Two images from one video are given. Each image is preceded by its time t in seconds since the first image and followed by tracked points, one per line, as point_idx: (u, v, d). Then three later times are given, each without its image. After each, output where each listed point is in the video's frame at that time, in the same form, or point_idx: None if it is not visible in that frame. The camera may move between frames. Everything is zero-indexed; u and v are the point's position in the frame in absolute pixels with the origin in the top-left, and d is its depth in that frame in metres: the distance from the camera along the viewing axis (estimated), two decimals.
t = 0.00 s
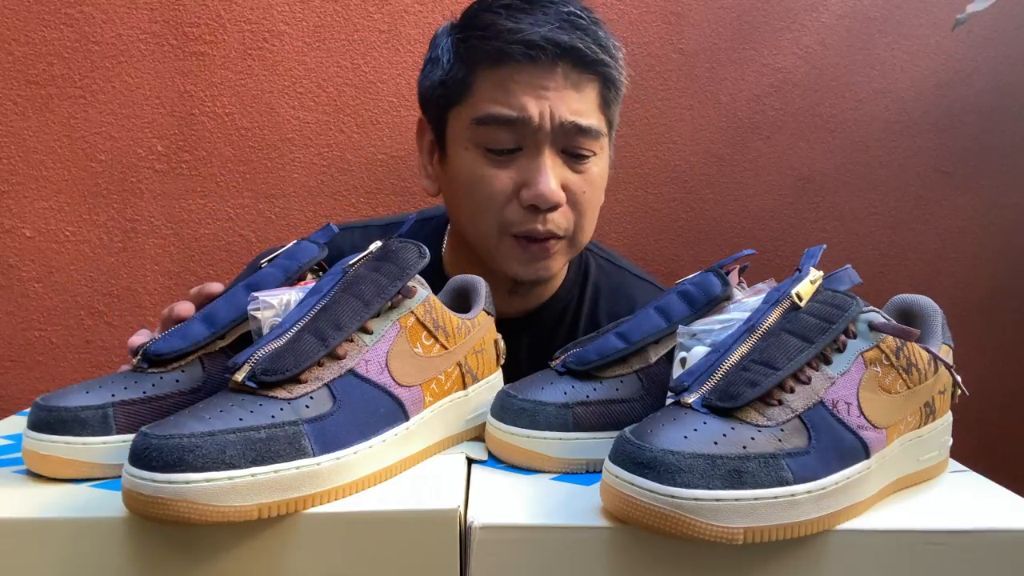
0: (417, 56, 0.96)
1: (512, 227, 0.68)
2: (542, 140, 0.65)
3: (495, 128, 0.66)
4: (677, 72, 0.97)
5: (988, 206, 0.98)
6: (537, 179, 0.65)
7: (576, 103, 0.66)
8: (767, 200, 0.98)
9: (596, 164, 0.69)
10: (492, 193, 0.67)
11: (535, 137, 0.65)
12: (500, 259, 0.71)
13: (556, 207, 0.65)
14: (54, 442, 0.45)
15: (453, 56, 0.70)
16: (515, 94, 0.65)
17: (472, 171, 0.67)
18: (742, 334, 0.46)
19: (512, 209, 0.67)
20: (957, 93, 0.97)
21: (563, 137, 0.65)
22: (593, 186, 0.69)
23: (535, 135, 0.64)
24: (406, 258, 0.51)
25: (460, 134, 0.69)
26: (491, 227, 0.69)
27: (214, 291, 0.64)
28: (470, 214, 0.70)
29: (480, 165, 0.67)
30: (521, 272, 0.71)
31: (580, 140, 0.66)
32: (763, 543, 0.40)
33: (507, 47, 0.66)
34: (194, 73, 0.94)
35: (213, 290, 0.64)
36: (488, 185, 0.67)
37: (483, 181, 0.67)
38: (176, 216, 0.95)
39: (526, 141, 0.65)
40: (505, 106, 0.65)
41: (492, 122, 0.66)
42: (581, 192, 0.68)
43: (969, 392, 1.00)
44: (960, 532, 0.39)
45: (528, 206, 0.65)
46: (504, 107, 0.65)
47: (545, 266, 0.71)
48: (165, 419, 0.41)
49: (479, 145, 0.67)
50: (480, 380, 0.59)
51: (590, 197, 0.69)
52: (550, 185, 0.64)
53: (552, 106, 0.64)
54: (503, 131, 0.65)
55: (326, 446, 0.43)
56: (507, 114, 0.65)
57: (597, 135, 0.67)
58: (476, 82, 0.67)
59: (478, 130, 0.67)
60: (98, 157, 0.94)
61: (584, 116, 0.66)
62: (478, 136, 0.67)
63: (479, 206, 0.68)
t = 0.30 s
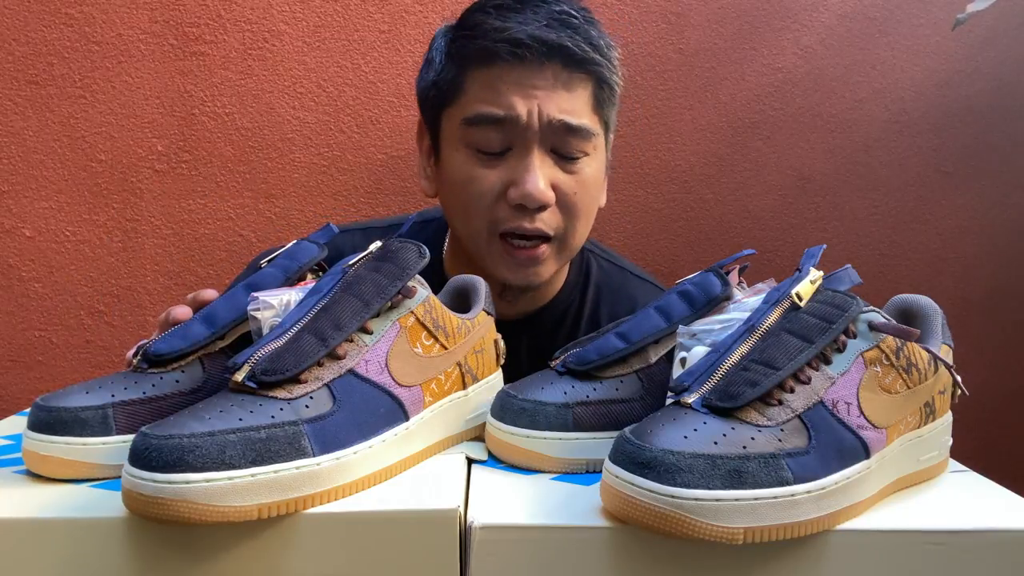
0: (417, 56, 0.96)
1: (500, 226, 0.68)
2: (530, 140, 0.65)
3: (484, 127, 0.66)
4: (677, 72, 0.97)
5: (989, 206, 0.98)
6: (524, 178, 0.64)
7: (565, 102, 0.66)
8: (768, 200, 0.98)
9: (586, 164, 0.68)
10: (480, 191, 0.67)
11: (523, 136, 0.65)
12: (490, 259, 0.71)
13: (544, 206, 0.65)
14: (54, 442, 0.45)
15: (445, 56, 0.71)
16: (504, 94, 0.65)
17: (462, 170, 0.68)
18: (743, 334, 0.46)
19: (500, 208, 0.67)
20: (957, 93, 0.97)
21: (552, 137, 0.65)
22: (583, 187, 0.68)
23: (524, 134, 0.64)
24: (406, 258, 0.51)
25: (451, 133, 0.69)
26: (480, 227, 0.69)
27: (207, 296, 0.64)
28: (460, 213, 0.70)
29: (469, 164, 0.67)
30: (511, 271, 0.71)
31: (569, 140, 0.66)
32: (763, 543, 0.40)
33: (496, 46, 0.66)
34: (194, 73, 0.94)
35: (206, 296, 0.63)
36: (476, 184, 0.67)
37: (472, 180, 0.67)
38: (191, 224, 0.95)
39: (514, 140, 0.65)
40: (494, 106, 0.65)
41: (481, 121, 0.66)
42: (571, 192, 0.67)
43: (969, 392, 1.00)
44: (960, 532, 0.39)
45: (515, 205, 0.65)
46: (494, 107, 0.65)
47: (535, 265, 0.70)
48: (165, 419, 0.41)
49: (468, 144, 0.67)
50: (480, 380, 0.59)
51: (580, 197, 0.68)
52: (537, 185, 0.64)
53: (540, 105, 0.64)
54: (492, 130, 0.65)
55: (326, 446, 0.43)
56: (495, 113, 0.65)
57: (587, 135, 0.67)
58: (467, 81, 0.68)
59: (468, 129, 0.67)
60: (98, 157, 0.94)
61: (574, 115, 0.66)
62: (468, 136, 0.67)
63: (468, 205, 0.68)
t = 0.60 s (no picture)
0: (417, 56, 0.96)
1: (483, 216, 0.67)
2: (513, 127, 0.65)
3: (468, 115, 0.66)
4: (677, 72, 0.97)
5: (989, 207, 0.98)
6: (505, 165, 0.64)
7: (550, 92, 0.66)
8: (768, 200, 0.98)
9: (572, 156, 0.68)
10: (464, 180, 0.67)
11: (507, 125, 0.65)
12: (474, 250, 0.70)
13: (525, 194, 0.65)
14: (54, 442, 0.45)
15: (438, 49, 0.73)
16: (490, 83, 0.66)
17: (447, 159, 0.68)
18: (743, 334, 0.46)
19: (482, 197, 0.67)
20: (957, 93, 0.97)
21: (535, 125, 0.65)
22: (568, 178, 0.67)
23: (507, 122, 0.65)
24: (406, 258, 0.51)
25: (441, 124, 0.70)
26: (464, 217, 0.69)
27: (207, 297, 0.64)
28: (445, 202, 0.70)
29: (454, 153, 0.68)
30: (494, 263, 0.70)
31: (553, 129, 0.66)
32: (763, 543, 0.40)
33: (483, 37, 0.67)
34: (194, 73, 0.94)
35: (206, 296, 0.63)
36: (460, 172, 0.67)
37: (456, 168, 0.67)
38: (194, 226, 0.96)
39: (497, 128, 0.65)
40: (479, 95, 0.66)
41: (467, 110, 0.67)
42: (554, 182, 0.67)
43: (970, 392, 1.00)
44: (960, 532, 0.40)
45: (496, 192, 0.65)
46: (478, 95, 0.66)
47: (520, 257, 0.69)
48: (165, 419, 0.41)
49: (455, 133, 0.68)
50: (480, 380, 0.59)
51: (566, 188, 0.67)
52: (516, 171, 0.64)
53: (523, 94, 0.64)
54: (476, 118, 0.66)
55: (326, 446, 0.43)
56: (480, 101, 0.65)
57: (572, 125, 0.67)
58: (455, 71, 0.69)
59: (454, 118, 0.68)
60: (98, 157, 0.94)
61: (558, 104, 0.66)
62: (454, 124, 0.68)
63: (452, 193, 0.68)
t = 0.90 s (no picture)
0: (417, 56, 0.96)
1: (482, 207, 0.67)
2: (512, 118, 0.65)
3: (468, 107, 0.67)
4: (677, 72, 0.97)
5: (989, 207, 0.98)
6: (505, 155, 0.64)
7: (550, 83, 0.66)
8: (768, 200, 0.98)
9: (572, 147, 0.68)
10: (464, 171, 0.67)
11: (506, 115, 0.65)
12: (473, 242, 0.70)
13: (524, 183, 0.64)
14: (54, 442, 0.45)
15: (439, 44, 0.73)
16: (489, 74, 0.66)
17: (447, 151, 0.68)
18: (743, 334, 0.46)
19: (482, 187, 0.66)
20: (957, 93, 0.97)
21: (535, 115, 0.65)
22: (568, 169, 0.67)
23: (506, 112, 0.65)
24: (406, 258, 0.51)
25: (442, 117, 0.71)
26: (464, 209, 0.68)
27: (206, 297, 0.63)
28: (445, 195, 0.70)
29: (454, 145, 0.68)
30: (493, 255, 0.70)
31: (553, 119, 0.66)
32: (763, 543, 0.40)
33: (483, 29, 0.68)
34: (194, 72, 0.94)
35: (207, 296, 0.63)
36: (460, 164, 0.67)
37: (455, 159, 0.67)
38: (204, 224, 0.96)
39: (497, 118, 0.65)
40: (479, 86, 0.66)
41: (467, 102, 0.67)
42: (554, 173, 0.66)
43: (970, 392, 1.00)
44: (960, 532, 0.39)
45: (496, 182, 0.65)
46: (478, 86, 0.66)
47: (519, 249, 0.69)
48: (165, 420, 0.41)
49: (455, 125, 0.68)
50: (480, 380, 0.59)
51: (565, 179, 0.67)
52: (516, 161, 0.64)
53: (523, 84, 0.65)
54: (475, 109, 0.66)
55: (326, 446, 0.43)
56: (479, 92, 0.66)
57: (572, 116, 0.67)
58: (456, 65, 0.69)
59: (454, 110, 0.68)
60: (99, 157, 0.94)
61: (558, 95, 0.66)
62: (453, 116, 0.68)
63: (452, 185, 0.68)
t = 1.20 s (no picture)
0: (418, 56, 0.96)
1: (492, 208, 0.67)
2: (524, 121, 0.65)
3: (479, 108, 0.67)
4: (677, 72, 0.97)
5: (989, 207, 0.98)
6: (515, 157, 0.64)
7: (561, 86, 0.66)
8: (767, 200, 0.98)
9: (582, 150, 0.67)
10: (474, 172, 0.67)
11: (517, 117, 0.65)
12: (482, 244, 0.70)
13: (535, 186, 0.64)
14: (54, 442, 0.45)
15: (450, 45, 0.73)
16: (501, 76, 0.66)
17: (458, 152, 0.68)
18: (743, 334, 0.46)
19: (492, 189, 0.66)
20: (957, 93, 0.97)
21: (546, 118, 0.65)
22: (578, 173, 0.67)
23: (518, 114, 0.65)
24: (406, 258, 0.51)
25: (452, 118, 0.71)
26: (474, 210, 0.68)
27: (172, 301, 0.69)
28: (455, 196, 0.70)
29: (464, 146, 0.68)
30: (502, 257, 0.69)
31: (564, 122, 0.66)
32: (762, 543, 0.40)
33: (495, 31, 0.68)
34: (194, 72, 0.94)
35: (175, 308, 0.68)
36: (470, 165, 0.67)
37: (466, 161, 0.67)
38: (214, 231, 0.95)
39: (508, 120, 0.65)
40: (491, 88, 0.66)
41: (478, 103, 0.67)
42: (564, 176, 0.66)
43: (970, 392, 1.00)
44: (960, 532, 0.40)
45: (506, 184, 0.65)
46: (490, 88, 0.66)
47: (528, 251, 0.68)
48: (165, 419, 0.41)
49: (465, 126, 0.68)
50: (480, 380, 0.59)
51: (575, 181, 0.67)
52: (527, 163, 0.64)
53: (534, 86, 0.65)
54: (487, 111, 0.66)
55: (326, 446, 0.43)
56: (491, 94, 0.66)
57: (583, 119, 0.67)
58: (467, 66, 0.70)
59: (465, 111, 0.68)
60: (99, 157, 0.94)
61: (569, 98, 0.66)
62: (464, 117, 0.68)
63: (462, 186, 0.68)
